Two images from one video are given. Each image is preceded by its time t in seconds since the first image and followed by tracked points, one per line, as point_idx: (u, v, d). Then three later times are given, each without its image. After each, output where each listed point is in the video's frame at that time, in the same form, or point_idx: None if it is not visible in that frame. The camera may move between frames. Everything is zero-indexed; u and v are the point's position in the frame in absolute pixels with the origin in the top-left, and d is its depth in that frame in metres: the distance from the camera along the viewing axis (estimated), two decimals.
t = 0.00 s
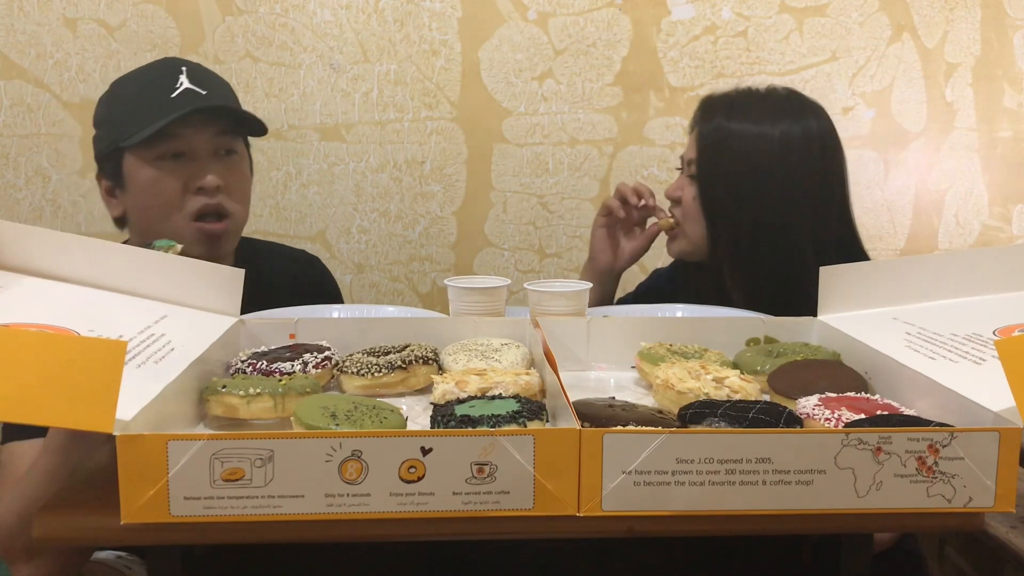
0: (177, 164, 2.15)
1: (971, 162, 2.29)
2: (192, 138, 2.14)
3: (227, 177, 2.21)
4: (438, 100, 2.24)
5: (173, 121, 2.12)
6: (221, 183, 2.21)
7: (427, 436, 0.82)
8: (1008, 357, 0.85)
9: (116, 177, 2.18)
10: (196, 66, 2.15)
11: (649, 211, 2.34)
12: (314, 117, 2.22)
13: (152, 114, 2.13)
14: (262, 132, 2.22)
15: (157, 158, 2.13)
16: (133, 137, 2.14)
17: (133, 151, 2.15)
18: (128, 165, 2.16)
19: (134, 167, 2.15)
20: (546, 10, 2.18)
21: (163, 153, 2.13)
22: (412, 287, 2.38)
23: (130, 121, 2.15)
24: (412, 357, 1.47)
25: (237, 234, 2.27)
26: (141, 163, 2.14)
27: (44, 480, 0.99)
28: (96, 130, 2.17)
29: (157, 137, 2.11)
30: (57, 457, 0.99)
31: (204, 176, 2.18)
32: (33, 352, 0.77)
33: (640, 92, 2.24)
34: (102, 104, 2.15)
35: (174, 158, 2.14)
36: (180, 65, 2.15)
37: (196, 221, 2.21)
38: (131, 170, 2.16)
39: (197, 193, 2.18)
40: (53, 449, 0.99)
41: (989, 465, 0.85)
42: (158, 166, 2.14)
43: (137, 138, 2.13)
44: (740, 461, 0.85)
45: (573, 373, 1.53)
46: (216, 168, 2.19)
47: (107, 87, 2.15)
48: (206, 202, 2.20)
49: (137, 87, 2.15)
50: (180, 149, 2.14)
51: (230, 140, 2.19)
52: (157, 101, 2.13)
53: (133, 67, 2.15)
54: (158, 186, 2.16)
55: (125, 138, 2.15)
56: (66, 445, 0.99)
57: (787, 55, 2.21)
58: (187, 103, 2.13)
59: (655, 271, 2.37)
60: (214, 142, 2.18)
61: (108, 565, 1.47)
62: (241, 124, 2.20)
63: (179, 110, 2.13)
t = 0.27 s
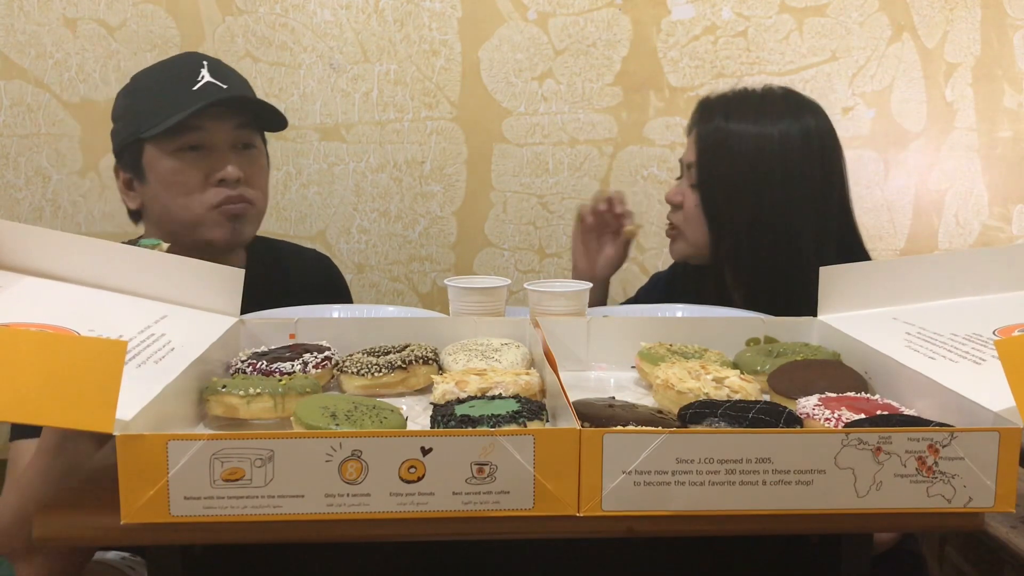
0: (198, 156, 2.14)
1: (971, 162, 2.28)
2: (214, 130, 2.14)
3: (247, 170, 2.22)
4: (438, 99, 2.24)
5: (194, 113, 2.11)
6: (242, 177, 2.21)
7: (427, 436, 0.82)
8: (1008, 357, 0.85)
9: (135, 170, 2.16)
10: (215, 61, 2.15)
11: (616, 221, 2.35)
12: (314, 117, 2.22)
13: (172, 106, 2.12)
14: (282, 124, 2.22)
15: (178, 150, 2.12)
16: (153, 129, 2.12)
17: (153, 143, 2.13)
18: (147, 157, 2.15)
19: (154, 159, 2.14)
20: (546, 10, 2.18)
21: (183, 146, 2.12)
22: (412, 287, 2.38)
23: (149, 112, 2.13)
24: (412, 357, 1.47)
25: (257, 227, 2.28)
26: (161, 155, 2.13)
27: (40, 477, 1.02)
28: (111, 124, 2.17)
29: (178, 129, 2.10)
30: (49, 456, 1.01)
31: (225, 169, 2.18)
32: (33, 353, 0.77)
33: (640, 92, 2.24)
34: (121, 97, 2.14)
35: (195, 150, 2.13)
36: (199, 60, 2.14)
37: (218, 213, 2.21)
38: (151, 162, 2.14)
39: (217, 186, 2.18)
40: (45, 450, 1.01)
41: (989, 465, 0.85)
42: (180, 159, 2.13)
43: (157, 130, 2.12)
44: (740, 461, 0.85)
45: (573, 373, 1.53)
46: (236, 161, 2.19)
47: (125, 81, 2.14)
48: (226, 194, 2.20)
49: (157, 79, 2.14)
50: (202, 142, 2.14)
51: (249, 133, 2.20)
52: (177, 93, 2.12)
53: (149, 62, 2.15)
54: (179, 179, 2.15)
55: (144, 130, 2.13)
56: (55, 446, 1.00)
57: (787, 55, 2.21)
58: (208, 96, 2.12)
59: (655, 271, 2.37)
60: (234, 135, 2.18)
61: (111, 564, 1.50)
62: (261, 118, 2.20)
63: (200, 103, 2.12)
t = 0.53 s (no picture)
0: (212, 156, 2.15)
1: (971, 162, 2.28)
2: (228, 131, 2.15)
3: (260, 172, 2.23)
4: (438, 99, 2.24)
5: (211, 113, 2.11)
6: (254, 179, 2.22)
7: (427, 436, 0.82)
8: (1009, 357, 0.85)
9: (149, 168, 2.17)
10: (231, 62, 2.16)
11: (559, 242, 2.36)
12: (314, 117, 2.22)
13: (188, 105, 2.12)
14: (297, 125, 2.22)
15: (193, 150, 2.13)
16: (169, 128, 2.13)
17: (168, 141, 2.14)
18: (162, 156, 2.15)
19: (169, 158, 2.15)
20: (546, 10, 2.18)
21: (198, 146, 2.13)
22: (412, 287, 2.39)
23: (165, 111, 2.14)
24: (412, 357, 1.47)
25: (266, 231, 2.28)
26: (175, 154, 2.14)
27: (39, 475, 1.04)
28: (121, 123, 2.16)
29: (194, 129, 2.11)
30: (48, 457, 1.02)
31: (239, 170, 2.19)
32: (32, 352, 0.77)
33: (640, 92, 2.24)
34: (136, 95, 2.15)
35: (210, 150, 2.14)
36: (215, 61, 2.15)
37: (229, 214, 2.22)
38: (166, 160, 2.15)
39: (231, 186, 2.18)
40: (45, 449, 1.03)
41: (989, 465, 0.85)
42: (195, 158, 2.14)
43: (173, 130, 2.13)
44: (741, 461, 0.85)
45: (573, 373, 1.53)
46: (250, 163, 2.20)
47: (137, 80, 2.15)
48: (239, 195, 2.21)
49: (173, 79, 2.14)
50: (217, 142, 2.14)
51: (263, 136, 2.20)
52: (193, 93, 2.12)
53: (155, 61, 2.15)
54: (193, 179, 2.15)
55: (160, 129, 2.14)
56: (54, 445, 1.02)
57: (788, 55, 2.21)
58: (224, 97, 2.13)
59: (655, 271, 2.38)
60: (248, 137, 2.19)
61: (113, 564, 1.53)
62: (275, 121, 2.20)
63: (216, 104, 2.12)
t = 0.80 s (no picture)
0: (210, 158, 2.11)
1: (971, 162, 2.28)
2: (227, 133, 2.11)
3: (259, 174, 2.20)
4: (438, 99, 2.24)
5: (210, 114, 2.07)
6: (253, 181, 2.19)
7: (427, 436, 0.82)
8: (1009, 357, 0.85)
9: (148, 169, 2.14)
10: (233, 64, 2.15)
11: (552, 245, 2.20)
12: (314, 117, 2.22)
13: (187, 106, 2.08)
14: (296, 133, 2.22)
15: (191, 152, 2.09)
16: (167, 129, 2.09)
17: (166, 142, 2.10)
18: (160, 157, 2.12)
19: (167, 159, 2.11)
20: (546, 10, 2.18)
21: (196, 147, 2.09)
22: (412, 287, 2.39)
23: (164, 112, 2.10)
24: (412, 357, 1.47)
25: (266, 231, 2.27)
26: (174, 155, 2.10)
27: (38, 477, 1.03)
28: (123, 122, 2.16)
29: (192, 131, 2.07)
30: (47, 458, 1.01)
31: (237, 172, 2.15)
32: (32, 353, 0.77)
33: (640, 92, 2.24)
34: (138, 96, 2.13)
35: (208, 152, 2.10)
36: (216, 61, 2.13)
37: (227, 216, 2.18)
38: (164, 162, 2.12)
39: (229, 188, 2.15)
40: (44, 450, 1.02)
41: (989, 465, 0.85)
42: (193, 160, 2.10)
43: (171, 130, 2.09)
44: (741, 461, 0.85)
45: (573, 373, 1.53)
46: (249, 165, 2.17)
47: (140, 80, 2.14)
48: (237, 198, 2.18)
49: (174, 79, 2.12)
50: (215, 144, 2.10)
51: (262, 137, 2.17)
52: (192, 94, 2.08)
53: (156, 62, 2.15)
54: (191, 181, 2.12)
55: (159, 130, 2.10)
56: (53, 446, 1.01)
57: (787, 55, 2.21)
58: (223, 98, 2.08)
59: (655, 271, 2.38)
60: (247, 139, 2.16)
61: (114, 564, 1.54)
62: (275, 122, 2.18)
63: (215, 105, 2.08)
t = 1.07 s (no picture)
0: (202, 159, 2.11)
1: (971, 162, 2.28)
2: (217, 134, 2.11)
3: (251, 175, 2.20)
4: (438, 99, 2.24)
5: (202, 115, 2.07)
6: (245, 182, 2.19)
7: (427, 436, 0.82)
8: (1009, 356, 0.85)
9: (140, 170, 2.15)
10: (225, 64, 2.14)
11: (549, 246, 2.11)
12: (314, 117, 2.22)
13: (177, 107, 2.08)
14: (289, 130, 2.22)
15: (182, 153, 2.10)
16: (158, 131, 2.09)
17: (157, 144, 2.11)
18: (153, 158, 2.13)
19: (159, 161, 2.12)
20: (546, 10, 2.18)
21: (188, 148, 2.09)
22: (412, 287, 2.39)
23: (155, 114, 2.10)
24: (412, 357, 1.47)
25: (261, 231, 2.27)
26: (167, 156, 2.11)
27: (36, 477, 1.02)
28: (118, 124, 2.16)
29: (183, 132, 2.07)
30: (46, 459, 1.01)
31: (229, 173, 2.15)
32: (32, 353, 0.77)
33: (640, 92, 2.24)
34: (129, 98, 2.13)
35: (200, 153, 2.11)
36: (207, 61, 2.13)
37: (221, 217, 2.18)
38: (156, 163, 2.13)
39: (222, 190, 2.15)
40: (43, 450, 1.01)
41: (989, 465, 0.85)
42: (184, 161, 2.11)
43: (162, 132, 2.09)
44: (741, 461, 0.85)
45: (573, 373, 1.53)
46: (242, 166, 2.17)
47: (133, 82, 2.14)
48: (230, 199, 2.18)
49: (164, 80, 2.12)
50: (206, 145, 2.11)
51: (254, 137, 2.17)
52: (182, 95, 2.08)
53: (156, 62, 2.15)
54: (183, 183, 2.12)
55: (150, 131, 2.10)
56: (52, 446, 1.00)
57: (787, 55, 2.22)
58: (214, 99, 2.08)
59: (655, 271, 2.38)
60: (239, 140, 2.15)
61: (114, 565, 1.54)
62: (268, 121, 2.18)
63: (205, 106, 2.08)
